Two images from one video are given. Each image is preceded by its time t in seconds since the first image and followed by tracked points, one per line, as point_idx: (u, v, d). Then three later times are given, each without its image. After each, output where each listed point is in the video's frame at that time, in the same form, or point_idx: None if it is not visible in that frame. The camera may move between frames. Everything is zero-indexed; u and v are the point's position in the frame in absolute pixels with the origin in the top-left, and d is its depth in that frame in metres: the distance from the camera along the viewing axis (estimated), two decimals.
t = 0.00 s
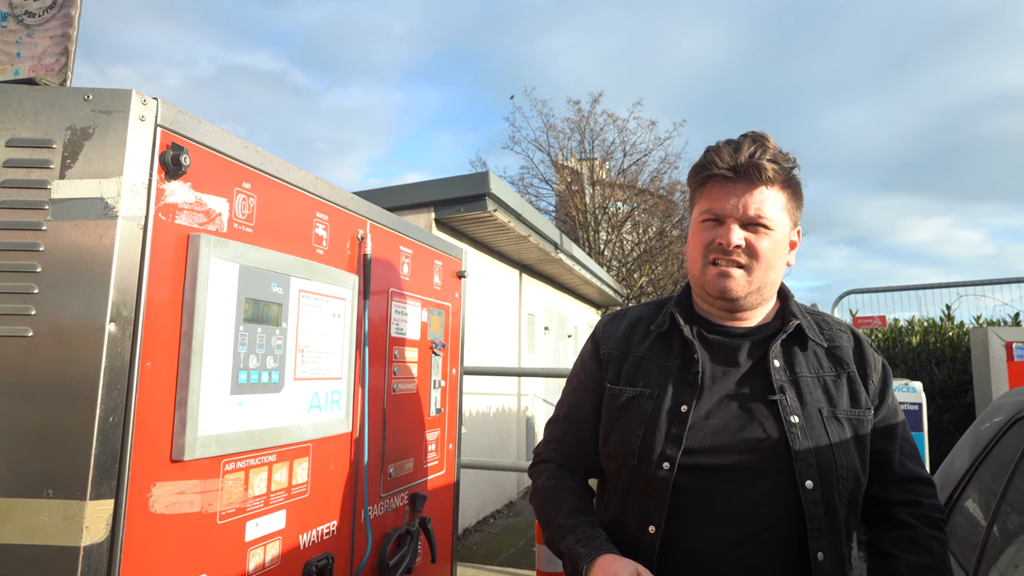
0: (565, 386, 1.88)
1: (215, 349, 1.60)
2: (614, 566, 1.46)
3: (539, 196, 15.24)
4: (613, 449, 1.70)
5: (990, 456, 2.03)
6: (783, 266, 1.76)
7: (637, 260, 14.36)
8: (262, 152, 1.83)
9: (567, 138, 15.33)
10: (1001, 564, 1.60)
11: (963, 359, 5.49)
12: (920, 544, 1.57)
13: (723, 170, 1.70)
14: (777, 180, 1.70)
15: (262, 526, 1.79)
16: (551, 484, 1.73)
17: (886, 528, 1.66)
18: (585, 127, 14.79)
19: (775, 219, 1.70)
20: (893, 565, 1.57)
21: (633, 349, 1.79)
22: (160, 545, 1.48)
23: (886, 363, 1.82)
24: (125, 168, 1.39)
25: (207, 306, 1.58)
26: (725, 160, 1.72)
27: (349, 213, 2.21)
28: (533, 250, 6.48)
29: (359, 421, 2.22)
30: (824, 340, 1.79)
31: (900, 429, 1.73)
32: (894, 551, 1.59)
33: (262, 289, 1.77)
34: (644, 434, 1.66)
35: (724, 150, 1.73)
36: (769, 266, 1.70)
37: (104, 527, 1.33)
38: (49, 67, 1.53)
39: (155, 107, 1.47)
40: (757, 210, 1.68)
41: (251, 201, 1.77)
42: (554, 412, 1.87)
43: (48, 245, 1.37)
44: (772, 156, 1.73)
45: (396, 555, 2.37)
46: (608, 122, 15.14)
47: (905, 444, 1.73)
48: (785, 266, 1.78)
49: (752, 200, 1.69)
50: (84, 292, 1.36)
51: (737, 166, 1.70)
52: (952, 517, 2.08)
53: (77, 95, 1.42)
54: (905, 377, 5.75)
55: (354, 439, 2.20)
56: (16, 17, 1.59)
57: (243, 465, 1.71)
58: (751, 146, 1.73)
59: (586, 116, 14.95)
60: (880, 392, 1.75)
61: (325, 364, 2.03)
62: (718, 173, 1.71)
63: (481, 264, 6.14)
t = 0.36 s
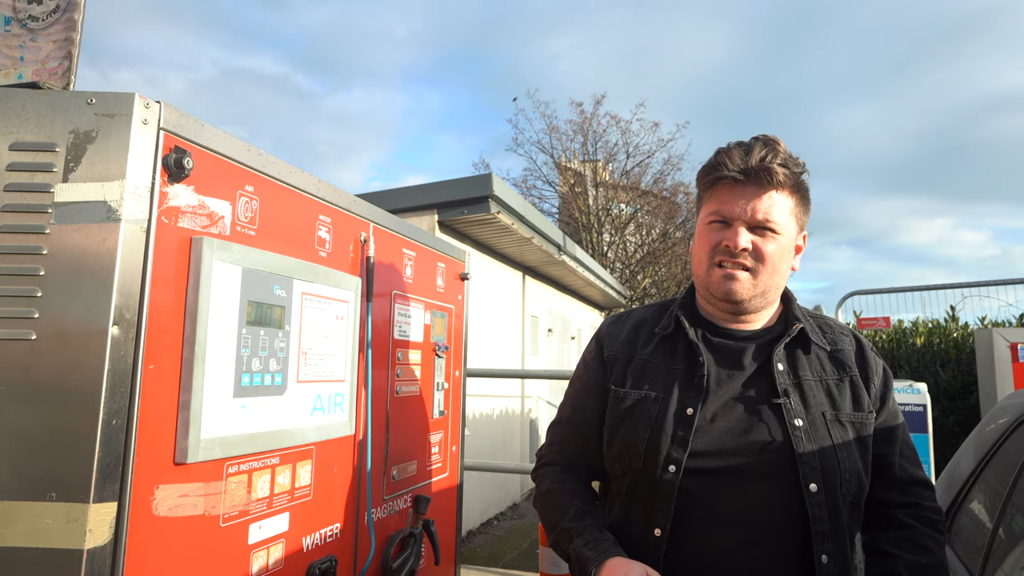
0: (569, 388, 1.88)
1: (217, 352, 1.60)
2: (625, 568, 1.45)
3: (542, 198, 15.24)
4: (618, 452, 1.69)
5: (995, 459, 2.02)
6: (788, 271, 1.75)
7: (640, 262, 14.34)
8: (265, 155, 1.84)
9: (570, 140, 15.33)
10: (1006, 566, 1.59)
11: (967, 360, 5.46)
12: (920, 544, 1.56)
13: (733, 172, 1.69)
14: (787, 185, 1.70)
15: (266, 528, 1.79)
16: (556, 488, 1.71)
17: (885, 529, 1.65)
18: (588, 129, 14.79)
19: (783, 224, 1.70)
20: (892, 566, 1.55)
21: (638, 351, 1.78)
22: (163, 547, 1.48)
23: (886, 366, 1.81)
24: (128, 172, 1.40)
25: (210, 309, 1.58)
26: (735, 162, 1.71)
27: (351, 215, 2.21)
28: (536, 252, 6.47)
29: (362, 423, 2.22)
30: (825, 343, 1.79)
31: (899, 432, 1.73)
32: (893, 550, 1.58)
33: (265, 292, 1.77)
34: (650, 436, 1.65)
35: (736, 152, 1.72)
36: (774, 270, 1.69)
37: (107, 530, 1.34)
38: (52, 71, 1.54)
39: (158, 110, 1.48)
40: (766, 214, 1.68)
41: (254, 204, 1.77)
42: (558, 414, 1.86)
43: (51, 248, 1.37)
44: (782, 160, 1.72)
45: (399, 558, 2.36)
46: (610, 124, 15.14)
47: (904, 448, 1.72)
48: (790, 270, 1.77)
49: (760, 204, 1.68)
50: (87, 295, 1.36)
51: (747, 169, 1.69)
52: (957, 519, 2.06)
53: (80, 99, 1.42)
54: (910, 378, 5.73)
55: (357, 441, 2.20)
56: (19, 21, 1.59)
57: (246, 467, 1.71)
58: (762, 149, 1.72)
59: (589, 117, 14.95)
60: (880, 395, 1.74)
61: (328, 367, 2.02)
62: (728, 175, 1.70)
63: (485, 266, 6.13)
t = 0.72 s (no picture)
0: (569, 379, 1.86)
1: (217, 344, 1.60)
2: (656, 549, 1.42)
3: (543, 192, 15.21)
4: (618, 442, 1.69)
5: (997, 451, 2.01)
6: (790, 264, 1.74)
7: (642, 256, 14.33)
8: (265, 147, 1.83)
9: (572, 134, 15.28)
10: (1008, 560, 1.59)
11: (970, 354, 5.42)
12: (910, 517, 1.56)
13: (737, 165, 1.68)
14: (791, 179, 1.69)
15: (267, 521, 1.79)
16: (562, 474, 1.67)
17: (879, 504, 1.66)
18: (590, 123, 14.74)
19: (785, 217, 1.69)
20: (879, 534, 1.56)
21: (640, 343, 1.78)
22: (164, 540, 1.48)
23: (886, 359, 1.80)
24: (127, 164, 1.39)
25: (210, 302, 1.58)
26: (739, 155, 1.70)
27: (352, 208, 2.21)
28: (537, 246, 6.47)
29: (363, 417, 2.22)
30: (825, 336, 1.78)
31: (901, 425, 1.72)
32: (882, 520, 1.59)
33: (265, 284, 1.76)
34: (650, 427, 1.65)
35: (739, 145, 1.71)
36: (776, 262, 1.68)
37: (108, 523, 1.34)
38: (50, 62, 1.53)
39: (156, 102, 1.47)
40: (767, 207, 1.67)
41: (254, 196, 1.76)
42: (558, 403, 1.84)
43: (50, 241, 1.37)
44: (784, 152, 1.71)
45: (401, 550, 2.38)
46: (612, 118, 15.09)
47: (906, 440, 1.71)
48: (791, 264, 1.77)
49: (763, 197, 1.67)
50: (87, 288, 1.35)
51: (751, 162, 1.68)
52: (959, 513, 2.06)
53: (78, 90, 1.41)
54: (912, 372, 5.72)
55: (358, 434, 2.20)
56: (17, 12, 1.58)
57: (247, 460, 1.71)
58: (765, 142, 1.71)
59: (590, 111, 14.90)
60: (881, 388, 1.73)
61: (328, 359, 2.02)
62: (732, 167, 1.69)
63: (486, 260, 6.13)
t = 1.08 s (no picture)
0: (577, 374, 1.84)
1: (222, 341, 1.59)
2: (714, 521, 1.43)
3: (547, 189, 15.19)
4: (626, 436, 1.67)
5: (1008, 448, 1.99)
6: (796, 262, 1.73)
7: (646, 253, 14.30)
8: (269, 143, 1.82)
9: (575, 131, 15.25)
10: (1017, 560, 1.57)
11: (977, 352, 5.41)
12: (910, 498, 1.57)
13: (745, 161, 1.67)
14: (798, 175, 1.67)
15: (271, 519, 1.79)
16: (581, 465, 1.63)
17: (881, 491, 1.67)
18: (593, 119, 14.70)
19: (791, 213, 1.67)
20: (870, 505, 1.59)
21: (647, 337, 1.76)
22: (168, 537, 1.48)
23: (892, 354, 1.79)
24: (131, 159, 1.38)
25: (215, 299, 1.58)
26: (746, 150, 1.68)
27: (356, 204, 2.20)
28: (541, 243, 6.45)
29: (368, 414, 2.21)
30: (829, 331, 1.76)
31: (907, 422, 1.70)
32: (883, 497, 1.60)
33: (270, 281, 1.76)
34: (658, 421, 1.64)
35: (747, 141, 1.70)
36: (782, 259, 1.67)
37: (113, 520, 1.33)
38: (54, 58, 1.52)
39: (160, 97, 1.46)
40: (774, 203, 1.65)
41: (258, 191, 1.76)
42: (566, 399, 1.82)
43: (55, 237, 1.36)
44: (793, 149, 1.70)
45: (406, 548, 2.38)
46: (616, 115, 15.05)
47: (912, 436, 1.69)
48: (797, 261, 1.75)
49: (770, 193, 1.66)
50: (91, 285, 1.35)
51: (758, 157, 1.67)
52: (968, 512, 2.04)
53: (82, 86, 1.41)
54: (918, 370, 5.70)
55: (362, 432, 2.19)
56: (21, 8, 1.58)
57: (252, 457, 1.71)
58: (773, 138, 1.69)
59: (594, 107, 14.86)
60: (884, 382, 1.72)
61: (332, 356, 2.01)
62: (739, 162, 1.68)
63: (490, 257, 6.12)
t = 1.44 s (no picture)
0: (579, 377, 1.84)
1: (227, 341, 1.59)
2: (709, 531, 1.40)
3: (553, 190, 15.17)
4: (628, 440, 1.66)
5: (1014, 451, 1.97)
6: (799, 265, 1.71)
7: (652, 254, 14.26)
8: (275, 145, 1.83)
9: (581, 132, 15.23)
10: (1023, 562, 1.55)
11: (983, 355, 5.35)
12: (912, 501, 1.56)
13: (751, 162, 1.66)
14: (805, 178, 1.66)
15: (276, 519, 1.79)
16: (582, 468, 1.62)
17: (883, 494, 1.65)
18: (599, 120, 14.69)
19: (795, 215, 1.66)
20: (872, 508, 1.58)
21: (650, 340, 1.76)
22: (172, 538, 1.47)
23: (894, 356, 1.77)
24: (136, 161, 1.39)
25: (219, 300, 1.58)
26: (753, 152, 1.67)
27: (361, 206, 2.20)
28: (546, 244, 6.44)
29: (372, 415, 2.21)
30: (832, 334, 1.75)
31: (910, 425, 1.68)
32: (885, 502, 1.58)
33: (274, 282, 1.76)
34: (660, 425, 1.63)
35: (753, 143, 1.69)
36: (787, 261, 1.66)
37: (117, 520, 1.33)
38: (60, 60, 1.52)
39: (166, 99, 1.47)
40: (778, 205, 1.64)
41: (263, 193, 1.76)
42: (569, 401, 1.81)
43: (60, 238, 1.37)
44: (800, 151, 1.68)
45: (409, 549, 2.36)
46: (621, 115, 15.03)
47: (915, 439, 1.68)
48: (802, 264, 1.74)
49: (776, 196, 1.65)
50: (97, 285, 1.35)
51: (765, 159, 1.66)
52: (974, 515, 2.01)
53: (88, 87, 1.41)
54: (925, 372, 5.66)
55: (366, 432, 2.19)
56: (28, 10, 1.58)
57: (256, 458, 1.71)
58: (780, 140, 1.68)
59: (600, 108, 14.84)
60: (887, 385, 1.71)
61: (336, 357, 2.01)
62: (746, 163, 1.66)
63: (495, 258, 6.11)
